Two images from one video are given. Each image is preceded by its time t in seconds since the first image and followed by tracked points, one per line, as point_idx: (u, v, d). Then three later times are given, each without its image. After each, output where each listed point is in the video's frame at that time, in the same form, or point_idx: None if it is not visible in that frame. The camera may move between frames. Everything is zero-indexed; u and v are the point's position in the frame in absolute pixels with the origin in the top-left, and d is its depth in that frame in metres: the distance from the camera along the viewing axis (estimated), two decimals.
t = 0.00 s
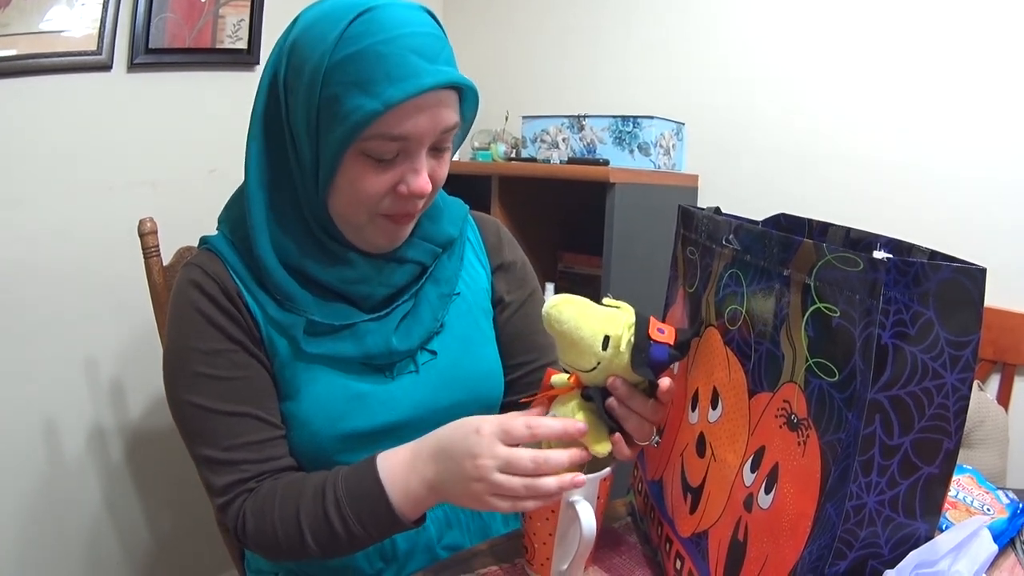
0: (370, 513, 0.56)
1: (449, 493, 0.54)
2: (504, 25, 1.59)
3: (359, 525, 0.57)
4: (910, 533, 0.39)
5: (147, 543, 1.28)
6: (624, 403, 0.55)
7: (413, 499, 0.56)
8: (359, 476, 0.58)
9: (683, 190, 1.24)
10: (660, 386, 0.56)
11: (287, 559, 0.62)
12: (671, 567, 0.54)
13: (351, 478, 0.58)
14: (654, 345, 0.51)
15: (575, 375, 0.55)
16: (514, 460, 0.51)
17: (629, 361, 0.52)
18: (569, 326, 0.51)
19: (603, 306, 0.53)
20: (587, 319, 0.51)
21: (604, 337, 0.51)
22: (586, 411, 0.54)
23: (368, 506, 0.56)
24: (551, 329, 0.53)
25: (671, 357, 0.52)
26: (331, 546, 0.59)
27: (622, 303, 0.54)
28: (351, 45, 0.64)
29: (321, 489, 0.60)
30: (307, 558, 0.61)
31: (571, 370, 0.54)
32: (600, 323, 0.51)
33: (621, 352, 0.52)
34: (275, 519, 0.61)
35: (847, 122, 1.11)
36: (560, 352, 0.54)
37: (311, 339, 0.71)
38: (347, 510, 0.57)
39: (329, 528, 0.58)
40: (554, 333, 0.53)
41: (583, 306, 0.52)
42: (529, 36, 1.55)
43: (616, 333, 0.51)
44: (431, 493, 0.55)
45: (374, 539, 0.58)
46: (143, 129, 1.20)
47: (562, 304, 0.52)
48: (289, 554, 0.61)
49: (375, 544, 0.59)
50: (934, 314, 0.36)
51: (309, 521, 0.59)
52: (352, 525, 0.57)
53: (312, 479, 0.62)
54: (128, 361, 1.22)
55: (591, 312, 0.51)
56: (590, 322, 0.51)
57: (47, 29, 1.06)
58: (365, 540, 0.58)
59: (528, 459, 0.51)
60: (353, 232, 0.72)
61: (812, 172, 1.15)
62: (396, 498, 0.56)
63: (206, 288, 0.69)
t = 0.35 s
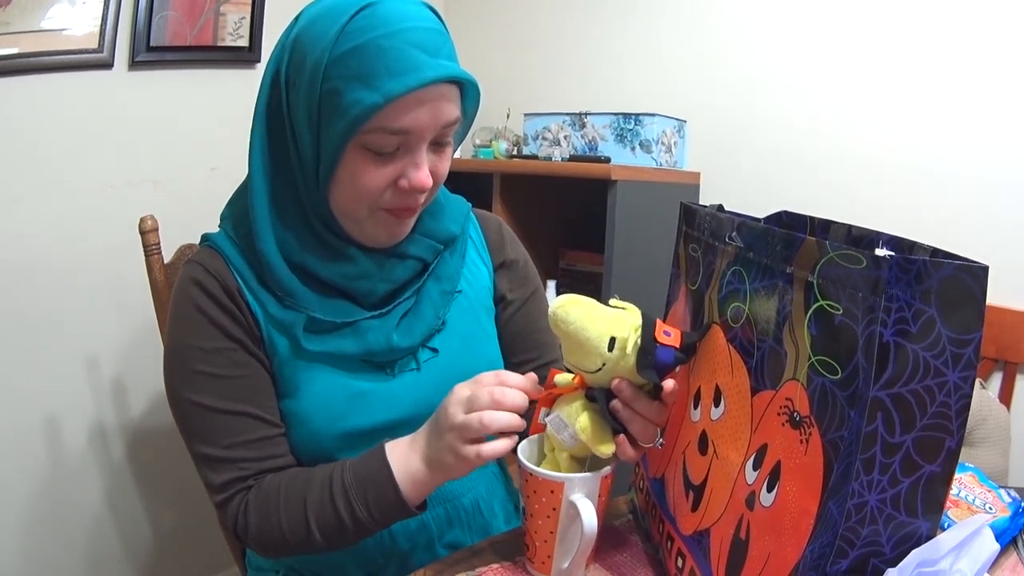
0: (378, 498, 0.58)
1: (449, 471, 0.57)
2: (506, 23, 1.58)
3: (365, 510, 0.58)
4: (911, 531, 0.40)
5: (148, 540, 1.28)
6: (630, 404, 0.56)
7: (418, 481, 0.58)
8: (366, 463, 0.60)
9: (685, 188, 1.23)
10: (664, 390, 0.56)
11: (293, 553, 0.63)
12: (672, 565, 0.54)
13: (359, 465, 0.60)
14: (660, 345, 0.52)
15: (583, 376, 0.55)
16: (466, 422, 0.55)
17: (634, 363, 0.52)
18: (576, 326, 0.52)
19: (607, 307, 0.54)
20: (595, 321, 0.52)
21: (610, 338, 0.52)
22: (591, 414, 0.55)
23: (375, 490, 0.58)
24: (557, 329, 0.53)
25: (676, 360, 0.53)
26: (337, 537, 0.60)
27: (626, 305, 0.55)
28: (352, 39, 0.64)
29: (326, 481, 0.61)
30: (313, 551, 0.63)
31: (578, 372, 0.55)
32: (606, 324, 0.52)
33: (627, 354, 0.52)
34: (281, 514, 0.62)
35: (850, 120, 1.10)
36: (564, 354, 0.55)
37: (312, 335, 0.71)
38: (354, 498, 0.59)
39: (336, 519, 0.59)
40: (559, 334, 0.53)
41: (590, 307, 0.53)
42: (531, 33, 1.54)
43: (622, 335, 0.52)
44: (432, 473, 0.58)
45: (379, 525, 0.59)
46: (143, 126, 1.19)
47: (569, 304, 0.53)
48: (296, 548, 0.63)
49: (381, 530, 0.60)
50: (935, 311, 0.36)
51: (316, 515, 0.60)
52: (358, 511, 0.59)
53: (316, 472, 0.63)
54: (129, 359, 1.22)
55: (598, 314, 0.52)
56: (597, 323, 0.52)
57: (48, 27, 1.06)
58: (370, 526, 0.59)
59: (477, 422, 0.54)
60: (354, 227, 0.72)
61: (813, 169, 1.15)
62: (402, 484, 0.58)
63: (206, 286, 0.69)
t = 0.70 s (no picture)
0: (381, 504, 0.58)
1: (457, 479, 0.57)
2: (509, 22, 1.58)
3: (368, 516, 0.59)
4: (913, 531, 0.40)
5: (150, 538, 1.29)
6: (628, 427, 0.56)
7: (423, 488, 0.58)
8: (372, 471, 0.60)
9: (688, 188, 1.23)
10: (656, 404, 0.55)
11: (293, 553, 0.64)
12: (675, 565, 0.54)
13: (364, 472, 0.60)
14: (653, 366, 0.51)
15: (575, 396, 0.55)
16: (483, 428, 0.56)
17: (627, 385, 0.51)
18: (569, 349, 0.51)
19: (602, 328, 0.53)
20: (588, 343, 0.51)
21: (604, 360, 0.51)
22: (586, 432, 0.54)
23: (378, 498, 0.58)
24: (551, 352, 0.52)
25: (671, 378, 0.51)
26: (339, 542, 0.61)
27: (622, 326, 0.54)
28: (352, 37, 0.64)
29: (329, 485, 0.62)
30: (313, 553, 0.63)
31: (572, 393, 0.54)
32: (599, 345, 0.51)
33: (620, 376, 0.51)
34: (284, 516, 0.62)
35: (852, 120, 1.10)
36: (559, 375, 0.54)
37: (313, 333, 0.71)
38: (358, 504, 0.59)
39: (339, 523, 0.60)
40: (553, 356, 0.53)
41: (584, 329, 0.51)
42: (534, 32, 1.54)
43: (615, 357, 0.51)
44: (439, 482, 0.58)
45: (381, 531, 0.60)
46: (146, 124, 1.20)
47: (563, 326, 0.52)
48: (296, 549, 0.63)
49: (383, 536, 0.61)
50: (938, 312, 0.37)
51: (319, 519, 0.61)
52: (361, 516, 0.59)
53: (320, 476, 0.63)
54: (131, 357, 1.22)
55: (590, 335, 0.51)
56: (590, 345, 0.50)
57: (50, 26, 1.06)
58: (371, 532, 0.60)
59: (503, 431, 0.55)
60: (356, 225, 0.72)
61: (816, 169, 1.15)
62: (407, 492, 0.58)
63: (209, 286, 0.69)
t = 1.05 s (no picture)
0: (371, 512, 0.58)
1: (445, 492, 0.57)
2: (512, 23, 1.58)
3: (358, 524, 0.59)
4: (915, 532, 0.40)
5: (150, 538, 1.29)
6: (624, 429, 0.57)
7: (413, 498, 0.58)
8: (363, 476, 0.61)
9: (689, 189, 1.23)
10: (652, 403, 0.56)
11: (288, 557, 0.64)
12: (676, 566, 0.54)
13: (355, 478, 0.61)
14: (650, 364, 0.52)
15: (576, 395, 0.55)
16: (471, 446, 0.55)
17: (624, 382, 0.52)
18: (569, 345, 0.52)
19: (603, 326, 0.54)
20: (589, 340, 0.51)
21: (603, 356, 0.51)
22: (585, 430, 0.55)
23: (369, 504, 0.59)
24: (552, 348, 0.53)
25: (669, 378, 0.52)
26: (330, 546, 0.61)
27: (621, 323, 0.55)
28: (353, 37, 0.65)
29: (322, 490, 0.62)
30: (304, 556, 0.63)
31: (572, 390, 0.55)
32: (599, 343, 0.51)
33: (618, 373, 0.52)
34: (276, 518, 0.62)
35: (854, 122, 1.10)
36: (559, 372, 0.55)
37: (314, 334, 0.71)
38: (348, 510, 0.59)
39: (330, 528, 0.60)
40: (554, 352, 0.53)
41: (585, 327, 0.52)
42: (536, 33, 1.54)
43: (615, 354, 0.52)
44: (429, 494, 0.58)
45: (371, 539, 0.60)
46: (148, 124, 1.20)
47: (565, 322, 0.52)
48: (286, 552, 0.63)
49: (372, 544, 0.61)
50: (940, 314, 0.37)
51: (310, 523, 0.61)
52: (351, 523, 0.59)
53: (313, 480, 0.63)
54: (132, 356, 1.23)
55: (591, 333, 0.52)
56: (590, 342, 0.51)
57: (52, 25, 1.07)
58: (360, 539, 0.60)
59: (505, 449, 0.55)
60: (356, 227, 0.72)
61: (817, 171, 1.15)
62: (396, 499, 0.58)
63: (209, 288, 0.69)
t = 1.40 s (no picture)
0: (376, 514, 0.58)
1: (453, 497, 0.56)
2: (513, 24, 1.58)
3: (363, 527, 0.59)
4: (916, 534, 0.40)
5: (150, 537, 1.29)
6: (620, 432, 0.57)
7: (418, 501, 0.57)
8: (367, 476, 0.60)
9: (690, 191, 1.23)
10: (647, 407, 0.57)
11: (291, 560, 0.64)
12: (676, 567, 0.54)
13: (358, 480, 0.60)
14: (642, 365, 0.51)
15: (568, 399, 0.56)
16: (509, 473, 0.53)
17: (617, 384, 0.52)
18: (558, 351, 0.52)
19: (593, 330, 0.53)
20: (578, 344, 0.51)
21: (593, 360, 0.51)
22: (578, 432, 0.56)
23: (373, 502, 0.58)
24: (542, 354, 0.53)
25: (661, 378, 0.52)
26: (332, 549, 0.61)
27: (614, 328, 0.55)
28: (353, 35, 0.65)
29: (325, 490, 0.62)
30: (306, 559, 0.63)
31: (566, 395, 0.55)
32: (589, 347, 0.51)
33: (609, 376, 0.52)
34: (279, 519, 0.62)
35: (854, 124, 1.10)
36: (552, 378, 0.54)
37: (315, 334, 0.71)
38: (352, 513, 0.59)
39: (333, 529, 0.60)
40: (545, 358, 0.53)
41: (574, 331, 0.52)
42: (538, 33, 1.54)
43: (605, 357, 0.51)
44: (434, 497, 0.57)
45: (375, 541, 0.60)
46: (149, 123, 1.20)
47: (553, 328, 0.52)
48: (289, 554, 0.63)
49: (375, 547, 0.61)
50: (941, 316, 0.36)
51: (311, 523, 0.61)
52: (354, 525, 0.59)
53: (316, 479, 0.64)
54: (132, 356, 1.23)
55: (580, 337, 0.52)
56: (580, 346, 0.51)
57: (54, 24, 1.07)
58: (365, 541, 0.60)
59: (533, 450, 0.53)
60: (358, 227, 0.72)
61: (818, 173, 1.15)
62: (400, 499, 0.58)
63: (210, 284, 0.69)
